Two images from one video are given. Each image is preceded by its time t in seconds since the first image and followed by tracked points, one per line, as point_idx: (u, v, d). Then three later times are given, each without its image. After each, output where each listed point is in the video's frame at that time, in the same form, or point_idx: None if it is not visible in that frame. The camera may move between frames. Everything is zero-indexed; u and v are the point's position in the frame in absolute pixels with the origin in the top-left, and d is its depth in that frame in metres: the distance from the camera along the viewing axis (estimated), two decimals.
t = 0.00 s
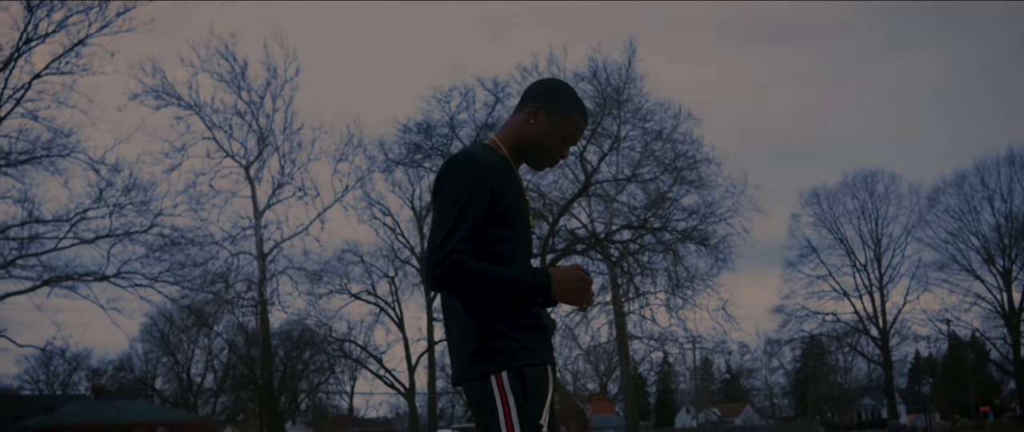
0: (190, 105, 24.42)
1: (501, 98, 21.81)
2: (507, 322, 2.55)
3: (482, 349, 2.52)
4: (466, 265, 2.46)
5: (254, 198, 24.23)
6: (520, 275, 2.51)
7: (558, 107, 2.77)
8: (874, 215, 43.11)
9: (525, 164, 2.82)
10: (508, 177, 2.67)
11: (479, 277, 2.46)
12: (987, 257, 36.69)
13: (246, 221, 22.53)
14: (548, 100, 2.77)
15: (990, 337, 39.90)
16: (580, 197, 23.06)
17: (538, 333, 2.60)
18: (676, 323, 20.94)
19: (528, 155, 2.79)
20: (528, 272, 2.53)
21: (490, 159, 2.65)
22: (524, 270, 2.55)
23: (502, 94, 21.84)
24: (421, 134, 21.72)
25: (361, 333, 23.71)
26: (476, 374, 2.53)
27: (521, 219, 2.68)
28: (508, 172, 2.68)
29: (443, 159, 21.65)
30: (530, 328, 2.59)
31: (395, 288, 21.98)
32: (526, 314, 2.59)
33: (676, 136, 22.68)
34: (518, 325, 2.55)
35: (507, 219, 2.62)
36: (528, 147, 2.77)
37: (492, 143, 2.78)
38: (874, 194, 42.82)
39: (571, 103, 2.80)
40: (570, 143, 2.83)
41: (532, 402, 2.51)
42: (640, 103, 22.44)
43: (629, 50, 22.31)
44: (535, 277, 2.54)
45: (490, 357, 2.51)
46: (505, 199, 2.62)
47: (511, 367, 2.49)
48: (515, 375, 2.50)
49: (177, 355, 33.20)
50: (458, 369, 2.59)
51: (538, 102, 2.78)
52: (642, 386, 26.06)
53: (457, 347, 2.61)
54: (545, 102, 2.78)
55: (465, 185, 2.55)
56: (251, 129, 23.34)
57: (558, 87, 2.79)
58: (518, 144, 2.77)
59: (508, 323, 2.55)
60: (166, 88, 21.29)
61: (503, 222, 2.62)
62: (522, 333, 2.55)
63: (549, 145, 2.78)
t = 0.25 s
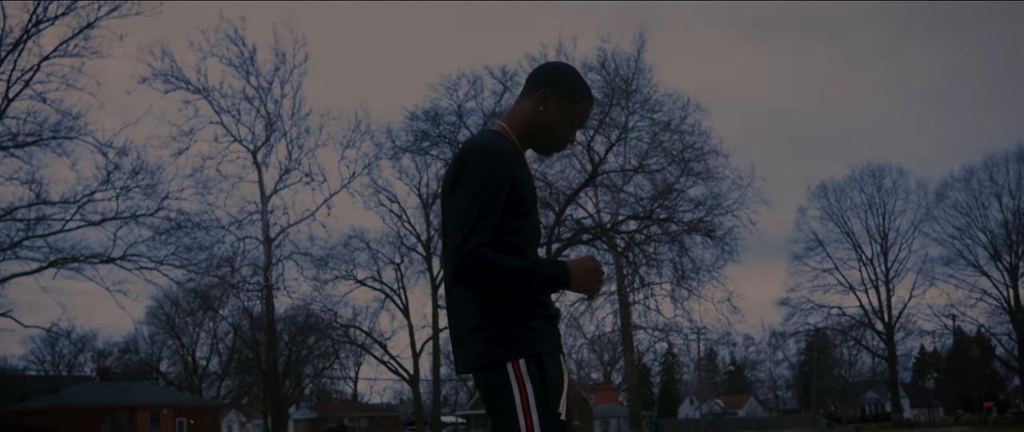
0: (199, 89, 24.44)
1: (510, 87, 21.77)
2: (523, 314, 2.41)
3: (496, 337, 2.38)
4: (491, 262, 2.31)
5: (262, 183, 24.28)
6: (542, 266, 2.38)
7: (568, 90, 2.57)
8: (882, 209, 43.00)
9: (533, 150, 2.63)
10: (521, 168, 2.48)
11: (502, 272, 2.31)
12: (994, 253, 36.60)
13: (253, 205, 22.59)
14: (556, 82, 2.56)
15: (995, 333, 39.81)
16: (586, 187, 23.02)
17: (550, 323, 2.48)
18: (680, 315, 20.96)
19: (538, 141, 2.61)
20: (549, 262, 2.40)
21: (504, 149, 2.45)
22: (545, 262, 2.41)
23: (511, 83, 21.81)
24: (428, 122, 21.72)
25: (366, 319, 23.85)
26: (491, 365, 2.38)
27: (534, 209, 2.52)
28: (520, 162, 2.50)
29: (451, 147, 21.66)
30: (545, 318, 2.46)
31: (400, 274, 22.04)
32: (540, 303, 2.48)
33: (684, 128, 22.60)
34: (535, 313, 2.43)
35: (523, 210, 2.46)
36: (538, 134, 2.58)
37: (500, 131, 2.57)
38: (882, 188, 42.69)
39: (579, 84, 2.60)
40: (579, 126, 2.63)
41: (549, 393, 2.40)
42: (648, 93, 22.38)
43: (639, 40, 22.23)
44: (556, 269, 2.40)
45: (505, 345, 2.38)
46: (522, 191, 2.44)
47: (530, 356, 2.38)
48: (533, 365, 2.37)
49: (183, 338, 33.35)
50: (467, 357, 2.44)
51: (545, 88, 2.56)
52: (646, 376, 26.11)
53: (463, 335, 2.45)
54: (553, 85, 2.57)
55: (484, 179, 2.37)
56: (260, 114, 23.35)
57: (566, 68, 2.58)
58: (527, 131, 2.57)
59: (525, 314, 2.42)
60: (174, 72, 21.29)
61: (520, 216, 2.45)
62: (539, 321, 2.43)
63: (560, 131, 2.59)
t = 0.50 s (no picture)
0: (200, 68, 24.37)
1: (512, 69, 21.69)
2: (535, 296, 2.35)
3: (510, 318, 2.32)
4: (504, 247, 2.25)
5: (263, 163, 24.25)
6: (554, 249, 2.33)
7: (568, 69, 2.52)
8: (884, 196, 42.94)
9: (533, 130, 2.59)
10: (526, 150, 2.44)
11: (515, 256, 2.26)
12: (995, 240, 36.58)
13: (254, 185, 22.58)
14: (558, 63, 2.51)
15: (995, 320, 39.84)
16: (587, 170, 23.00)
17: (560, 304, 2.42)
18: (679, 299, 20.97)
19: (541, 122, 2.56)
20: (560, 244, 2.35)
21: (509, 132, 2.40)
22: (556, 245, 2.35)
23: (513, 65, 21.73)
24: (430, 104, 21.68)
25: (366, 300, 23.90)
26: (504, 350, 2.32)
27: (539, 191, 2.47)
28: (526, 144, 2.45)
29: (452, 129, 21.61)
30: (556, 299, 2.41)
31: (400, 256, 22.03)
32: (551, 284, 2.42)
33: (686, 112, 22.55)
34: (548, 293, 2.38)
35: (530, 192, 2.41)
36: (540, 114, 2.54)
37: (503, 111, 2.52)
38: (884, 175, 42.63)
39: (580, 62, 2.55)
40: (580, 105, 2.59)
41: (563, 374, 2.34)
42: (651, 77, 22.30)
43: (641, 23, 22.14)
44: (568, 251, 2.35)
45: (519, 326, 2.32)
46: (530, 174, 2.40)
47: (545, 337, 2.32)
48: (548, 347, 2.32)
49: (184, 318, 33.43)
50: (477, 338, 2.37)
51: (548, 68, 2.52)
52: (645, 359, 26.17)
53: (473, 316, 2.38)
54: (554, 64, 2.52)
55: (492, 164, 2.32)
56: (261, 94, 23.29)
57: (567, 46, 2.53)
58: (528, 111, 2.53)
59: (537, 297, 2.36)
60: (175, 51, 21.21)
61: (526, 197, 2.40)
62: (551, 302, 2.38)
63: (562, 111, 2.55)
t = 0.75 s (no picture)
0: (203, 50, 24.26)
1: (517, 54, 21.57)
2: (547, 278, 2.30)
3: (522, 301, 2.27)
4: (514, 233, 2.20)
5: (266, 146, 24.19)
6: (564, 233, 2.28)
7: (573, 51, 2.46)
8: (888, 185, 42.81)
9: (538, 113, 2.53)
10: (533, 134, 2.38)
11: (525, 241, 2.21)
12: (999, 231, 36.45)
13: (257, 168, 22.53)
14: (563, 44, 2.45)
15: (997, 311, 39.75)
16: (591, 157, 22.90)
17: (572, 287, 2.38)
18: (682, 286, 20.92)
19: (546, 105, 2.51)
20: (570, 227, 2.30)
21: (514, 115, 2.34)
22: (567, 228, 2.30)
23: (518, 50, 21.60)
24: (434, 88, 21.59)
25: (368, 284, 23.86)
26: (517, 334, 2.27)
27: (546, 175, 2.42)
28: (532, 129, 2.39)
29: (456, 113, 21.52)
30: (568, 281, 2.36)
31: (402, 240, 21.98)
32: (563, 266, 2.37)
33: (691, 99, 22.43)
34: (561, 273, 2.34)
35: (538, 176, 2.36)
36: (545, 96, 2.48)
37: (508, 94, 2.46)
38: (888, 164, 42.48)
39: (587, 43, 2.49)
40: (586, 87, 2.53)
41: (579, 356, 2.29)
42: (655, 63, 22.17)
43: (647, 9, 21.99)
44: (577, 234, 2.31)
45: (533, 309, 2.27)
46: (537, 158, 2.34)
47: (559, 319, 2.27)
48: (562, 330, 2.27)
49: (187, 300, 33.47)
50: (489, 322, 2.32)
51: (553, 50, 2.45)
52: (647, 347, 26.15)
53: (484, 300, 2.33)
54: (559, 46, 2.46)
55: (499, 150, 2.26)
56: (265, 77, 23.21)
57: (571, 28, 2.46)
58: (533, 94, 2.47)
59: (550, 280, 2.30)
60: (178, 32, 21.11)
61: (535, 181, 2.35)
62: (564, 283, 2.33)
63: (568, 94, 2.49)
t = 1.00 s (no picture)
0: (217, 43, 24.28)
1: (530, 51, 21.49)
2: (562, 270, 2.25)
3: (538, 293, 2.22)
4: (528, 225, 2.15)
5: (278, 139, 24.20)
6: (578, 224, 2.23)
7: (588, 41, 2.40)
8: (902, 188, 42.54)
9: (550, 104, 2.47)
10: (547, 126, 2.33)
11: (540, 233, 2.16)
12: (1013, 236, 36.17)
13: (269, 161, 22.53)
14: (576, 34, 2.39)
15: (1010, 316, 39.43)
16: (603, 155, 22.81)
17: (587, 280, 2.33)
18: (692, 287, 20.80)
19: (559, 96, 2.45)
20: (584, 220, 2.25)
21: (526, 105, 2.29)
22: (580, 221, 2.26)
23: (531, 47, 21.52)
24: (447, 84, 21.54)
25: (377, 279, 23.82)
26: (533, 326, 2.21)
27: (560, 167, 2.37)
28: (546, 121, 2.34)
29: (467, 109, 21.46)
30: (584, 273, 2.31)
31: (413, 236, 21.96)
32: (578, 259, 2.31)
33: (704, 98, 22.31)
34: (577, 266, 2.28)
35: (550, 169, 2.31)
36: (558, 86, 2.42)
37: (519, 84, 2.41)
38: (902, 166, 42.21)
39: (601, 34, 2.43)
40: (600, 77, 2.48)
41: (594, 349, 2.24)
42: (669, 62, 22.05)
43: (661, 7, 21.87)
44: (592, 226, 2.26)
45: (549, 302, 2.21)
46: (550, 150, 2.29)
47: (575, 311, 2.22)
48: (577, 324, 2.22)
49: (197, 292, 33.54)
50: (503, 315, 2.26)
51: (566, 39, 2.40)
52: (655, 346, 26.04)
53: (498, 293, 2.28)
54: (573, 36, 2.40)
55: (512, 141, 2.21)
56: (278, 71, 23.22)
57: (585, 18, 2.40)
58: (545, 85, 2.41)
59: (565, 273, 2.25)
60: (193, 25, 21.12)
61: (548, 172, 2.30)
62: (580, 275, 2.28)
63: (582, 85, 2.43)
